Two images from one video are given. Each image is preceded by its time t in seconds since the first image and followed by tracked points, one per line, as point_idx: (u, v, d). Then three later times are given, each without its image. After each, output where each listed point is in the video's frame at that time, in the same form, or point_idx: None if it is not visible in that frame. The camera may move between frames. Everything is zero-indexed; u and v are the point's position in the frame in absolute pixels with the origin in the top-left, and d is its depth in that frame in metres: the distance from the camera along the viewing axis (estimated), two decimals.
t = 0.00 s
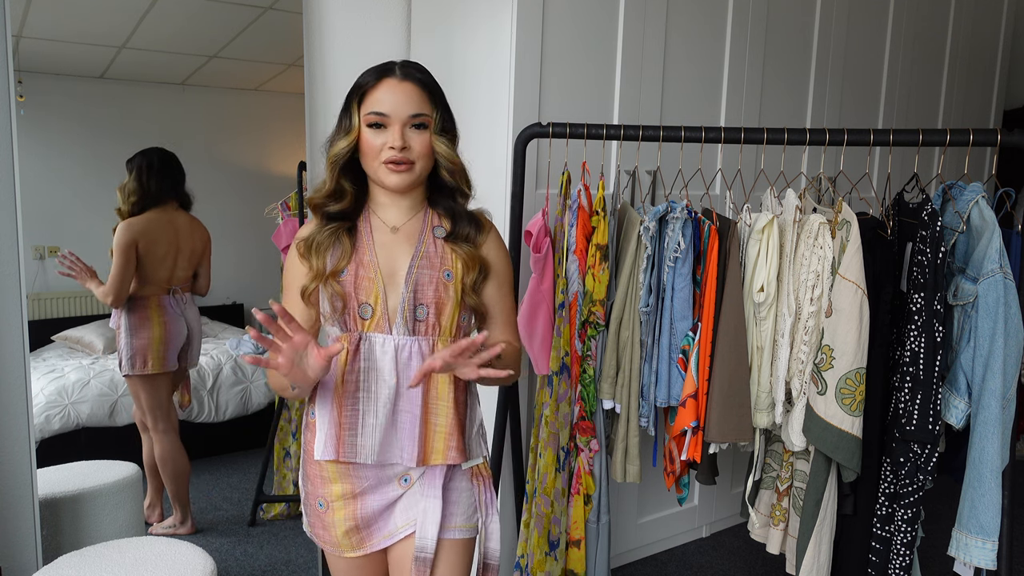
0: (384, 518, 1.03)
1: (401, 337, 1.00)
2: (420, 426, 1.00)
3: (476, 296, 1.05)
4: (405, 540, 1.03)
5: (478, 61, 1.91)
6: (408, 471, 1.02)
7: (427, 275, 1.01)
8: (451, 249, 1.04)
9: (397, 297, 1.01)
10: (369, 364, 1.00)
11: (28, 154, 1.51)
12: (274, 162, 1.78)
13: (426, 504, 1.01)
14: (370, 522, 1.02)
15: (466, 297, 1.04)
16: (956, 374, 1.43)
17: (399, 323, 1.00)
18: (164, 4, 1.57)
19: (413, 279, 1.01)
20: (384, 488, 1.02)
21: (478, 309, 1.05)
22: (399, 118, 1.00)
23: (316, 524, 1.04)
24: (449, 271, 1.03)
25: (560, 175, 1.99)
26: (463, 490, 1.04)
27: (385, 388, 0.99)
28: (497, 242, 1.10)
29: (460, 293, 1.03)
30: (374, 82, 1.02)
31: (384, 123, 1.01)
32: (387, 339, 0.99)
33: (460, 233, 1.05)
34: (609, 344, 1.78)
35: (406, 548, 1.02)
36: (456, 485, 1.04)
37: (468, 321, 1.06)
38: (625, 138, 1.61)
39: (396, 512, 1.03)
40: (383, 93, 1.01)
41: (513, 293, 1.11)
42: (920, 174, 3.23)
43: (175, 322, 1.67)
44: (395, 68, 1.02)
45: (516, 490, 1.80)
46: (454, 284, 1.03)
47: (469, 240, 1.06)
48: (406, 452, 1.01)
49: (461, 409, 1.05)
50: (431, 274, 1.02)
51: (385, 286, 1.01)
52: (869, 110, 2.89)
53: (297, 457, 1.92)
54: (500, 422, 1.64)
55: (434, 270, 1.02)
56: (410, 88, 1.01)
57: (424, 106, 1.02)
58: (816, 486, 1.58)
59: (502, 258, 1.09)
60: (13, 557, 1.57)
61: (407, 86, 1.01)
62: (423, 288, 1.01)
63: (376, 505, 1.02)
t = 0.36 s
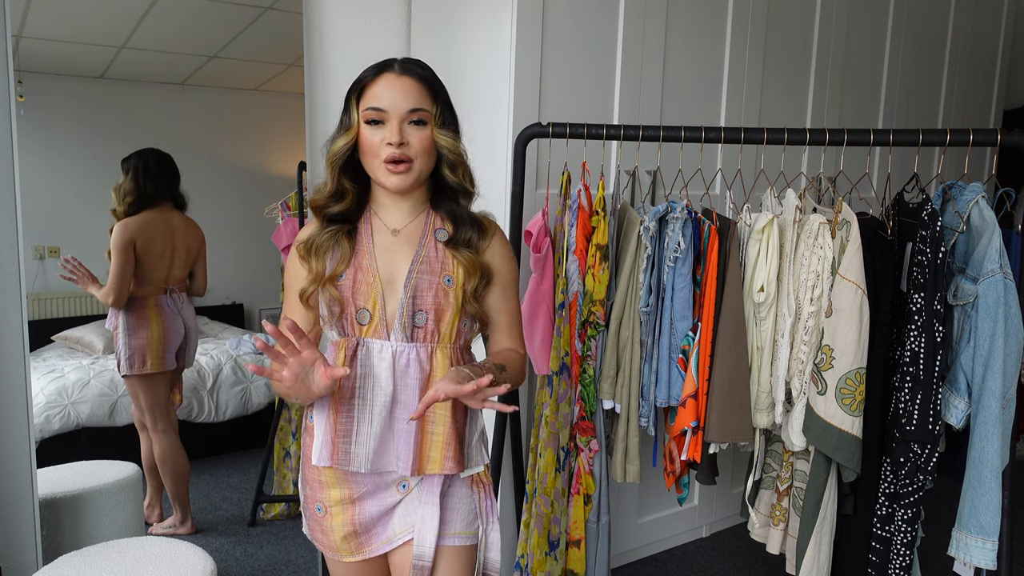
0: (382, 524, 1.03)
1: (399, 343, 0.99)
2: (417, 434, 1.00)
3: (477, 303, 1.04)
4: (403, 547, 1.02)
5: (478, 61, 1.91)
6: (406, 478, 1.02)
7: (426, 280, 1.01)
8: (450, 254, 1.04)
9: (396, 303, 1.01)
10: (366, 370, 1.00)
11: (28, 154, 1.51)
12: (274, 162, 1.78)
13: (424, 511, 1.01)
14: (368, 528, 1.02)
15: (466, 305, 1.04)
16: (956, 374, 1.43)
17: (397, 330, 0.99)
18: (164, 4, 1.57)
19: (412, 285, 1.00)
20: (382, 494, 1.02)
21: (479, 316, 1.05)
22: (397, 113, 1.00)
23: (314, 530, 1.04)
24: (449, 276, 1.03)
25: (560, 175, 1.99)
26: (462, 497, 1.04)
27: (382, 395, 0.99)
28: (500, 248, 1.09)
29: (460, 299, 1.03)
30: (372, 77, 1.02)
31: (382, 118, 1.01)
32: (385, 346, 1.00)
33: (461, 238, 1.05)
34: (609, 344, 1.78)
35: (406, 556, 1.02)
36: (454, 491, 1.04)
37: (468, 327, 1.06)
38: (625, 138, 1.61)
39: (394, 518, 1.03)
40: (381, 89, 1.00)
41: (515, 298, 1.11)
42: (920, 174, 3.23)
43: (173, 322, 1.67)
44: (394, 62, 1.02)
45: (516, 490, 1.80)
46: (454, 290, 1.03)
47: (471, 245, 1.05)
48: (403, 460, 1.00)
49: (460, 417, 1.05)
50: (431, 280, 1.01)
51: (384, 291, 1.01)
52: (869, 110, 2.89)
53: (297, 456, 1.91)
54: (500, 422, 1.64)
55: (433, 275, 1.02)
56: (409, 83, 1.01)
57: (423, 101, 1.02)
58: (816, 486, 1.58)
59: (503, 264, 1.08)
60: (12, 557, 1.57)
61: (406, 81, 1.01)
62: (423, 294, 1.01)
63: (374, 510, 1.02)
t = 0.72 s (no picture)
0: (383, 525, 1.03)
1: (401, 347, 1.00)
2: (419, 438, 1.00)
3: (480, 308, 1.04)
4: (404, 548, 1.02)
5: (478, 61, 1.91)
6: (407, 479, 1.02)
7: (429, 284, 1.01)
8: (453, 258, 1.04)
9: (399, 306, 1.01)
10: (368, 374, 1.00)
11: (28, 154, 1.50)
12: (274, 163, 1.78)
13: (425, 511, 1.01)
14: (369, 528, 1.02)
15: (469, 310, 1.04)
16: (956, 374, 1.43)
17: (399, 334, 1.00)
18: (165, 4, 1.57)
19: (415, 288, 1.01)
20: (383, 494, 1.02)
21: (483, 321, 1.06)
22: (396, 111, 0.99)
23: (316, 530, 1.04)
24: (453, 281, 1.03)
25: (560, 175, 1.99)
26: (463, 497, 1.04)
27: (383, 399, 0.99)
28: (506, 252, 1.09)
29: (463, 303, 1.03)
30: (373, 75, 1.02)
31: (381, 116, 1.00)
32: (386, 349, 1.00)
33: (463, 243, 1.04)
34: (609, 344, 1.78)
35: (407, 555, 1.02)
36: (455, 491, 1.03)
37: (471, 332, 1.06)
38: (625, 138, 1.61)
39: (396, 519, 1.02)
40: (381, 87, 1.00)
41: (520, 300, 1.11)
42: (920, 174, 3.23)
43: (173, 322, 1.67)
44: (395, 61, 1.02)
45: (516, 490, 1.80)
46: (457, 294, 1.03)
47: (474, 250, 1.05)
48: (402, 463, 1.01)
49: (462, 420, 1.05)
50: (434, 284, 1.02)
51: (387, 295, 1.01)
52: (869, 110, 2.89)
53: (297, 457, 1.95)
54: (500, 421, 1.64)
55: (436, 279, 1.02)
56: (409, 80, 1.00)
57: (424, 99, 1.01)
58: (816, 486, 1.58)
59: (507, 268, 1.08)
60: (12, 556, 1.57)
61: (406, 78, 1.00)
62: (425, 297, 1.01)
63: (375, 511, 1.02)
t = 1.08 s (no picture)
0: (386, 522, 1.02)
1: (403, 346, 0.99)
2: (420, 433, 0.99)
3: (480, 309, 1.05)
4: (406, 544, 1.02)
5: (478, 61, 1.91)
6: (410, 476, 1.01)
7: (430, 283, 1.02)
8: (453, 257, 1.04)
9: (399, 305, 1.01)
10: (369, 372, 0.99)
11: (28, 154, 1.50)
12: (274, 162, 1.78)
13: (427, 508, 1.01)
14: (372, 524, 1.01)
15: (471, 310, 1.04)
16: (956, 374, 1.43)
17: (400, 332, 0.99)
18: (165, 4, 1.57)
19: (416, 287, 1.01)
20: (385, 492, 1.01)
21: (482, 321, 1.06)
22: (395, 106, 0.99)
23: (318, 524, 1.04)
24: (453, 279, 1.03)
25: (560, 175, 1.99)
26: (464, 494, 1.04)
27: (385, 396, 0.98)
28: (504, 251, 1.09)
29: (463, 303, 1.03)
30: (372, 72, 1.02)
31: (380, 111, 1.00)
32: (388, 348, 0.99)
33: (463, 244, 1.04)
34: (609, 344, 1.78)
35: (409, 552, 1.02)
36: (457, 488, 1.04)
37: (470, 330, 1.06)
38: (625, 138, 1.61)
39: (398, 516, 1.02)
40: (380, 84, 1.00)
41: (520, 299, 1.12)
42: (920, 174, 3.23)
43: (175, 321, 1.68)
44: (394, 60, 1.02)
45: (516, 490, 1.80)
46: (457, 292, 1.03)
47: (473, 251, 1.05)
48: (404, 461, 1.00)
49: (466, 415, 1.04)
50: (435, 282, 1.02)
51: (388, 294, 1.01)
52: (869, 110, 2.89)
53: (297, 456, 1.91)
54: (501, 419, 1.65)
55: (437, 278, 1.02)
56: (408, 78, 1.01)
57: (421, 97, 1.01)
58: (816, 485, 1.58)
59: (506, 267, 1.09)
60: (12, 556, 1.57)
61: (405, 76, 1.01)
62: (426, 296, 1.01)
63: (377, 508, 1.01)
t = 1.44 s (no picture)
0: (387, 518, 1.02)
1: (403, 339, 0.99)
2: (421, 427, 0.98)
3: (480, 304, 1.05)
4: (408, 540, 1.02)
5: (478, 61, 1.91)
6: (411, 472, 1.01)
7: (430, 276, 1.01)
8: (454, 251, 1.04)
9: (399, 300, 1.01)
10: (369, 366, 0.99)
11: (27, 154, 1.50)
12: (274, 163, 1.78)
13: (428, 504, 1.00)
14: (374, 521, 1.01)
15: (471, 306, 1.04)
16: (956, 374, 1.43)
17: (401, 325, 1.00)
18: (165, 4, 1.57)
19: (416, 281, 1.01)
20: (387, 488, 1.01)
21: (481, 316, 1.06)
22: (392, 107, 0.99)
23: (320, 522, 1.03)
24: (453, 273, 1.03)
25: (560, 175, 1.99)
26: (465, 489, 1.04)
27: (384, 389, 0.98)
28: (503, 247, 1.10)
29: (463, 297, 1.03)
30: (371, 73, 1.02)
31: (377, 112, 1.00)
32: (389, 342, 0.99)
33: (462, 239, 1.05)
34: (609, 344, 1.78)
35: (411, 547, 1.02)
36: (458, 484, 1.03)
37: (471, 325, 1.06)
38: (625, 138, 1.61)
39: (400, 512, 1.02)
40: (378, 84, 1.00)
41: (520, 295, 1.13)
42: (920, 174, 3.23)
43: (177, 322, 1.69)
44: (392, 61, 1.02)
45: (516, 491, 1.79)
46: (457, 286, 1.03)
47: (473, 246, 1.05)
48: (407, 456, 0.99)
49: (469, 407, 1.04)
50: (434, 276, 1.02)
51: (388, 287, 1.01)
52: (869, 110, 2.89)
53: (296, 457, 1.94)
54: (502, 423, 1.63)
55: (437, 272, 1.02)
56: (406, 77, 1.01)
57: (418, 97, 1.01)
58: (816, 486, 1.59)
59: (504, 263, 1.09)
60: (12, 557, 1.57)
61: (403, 76, 1.01)
62: (426, 290, 1.01)
63: (379, 504, 1.01)
